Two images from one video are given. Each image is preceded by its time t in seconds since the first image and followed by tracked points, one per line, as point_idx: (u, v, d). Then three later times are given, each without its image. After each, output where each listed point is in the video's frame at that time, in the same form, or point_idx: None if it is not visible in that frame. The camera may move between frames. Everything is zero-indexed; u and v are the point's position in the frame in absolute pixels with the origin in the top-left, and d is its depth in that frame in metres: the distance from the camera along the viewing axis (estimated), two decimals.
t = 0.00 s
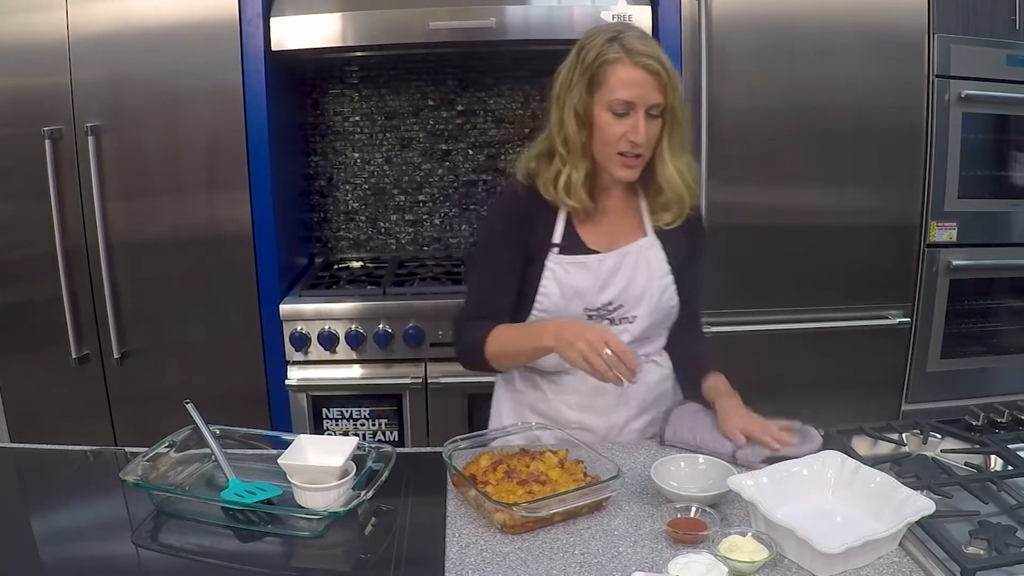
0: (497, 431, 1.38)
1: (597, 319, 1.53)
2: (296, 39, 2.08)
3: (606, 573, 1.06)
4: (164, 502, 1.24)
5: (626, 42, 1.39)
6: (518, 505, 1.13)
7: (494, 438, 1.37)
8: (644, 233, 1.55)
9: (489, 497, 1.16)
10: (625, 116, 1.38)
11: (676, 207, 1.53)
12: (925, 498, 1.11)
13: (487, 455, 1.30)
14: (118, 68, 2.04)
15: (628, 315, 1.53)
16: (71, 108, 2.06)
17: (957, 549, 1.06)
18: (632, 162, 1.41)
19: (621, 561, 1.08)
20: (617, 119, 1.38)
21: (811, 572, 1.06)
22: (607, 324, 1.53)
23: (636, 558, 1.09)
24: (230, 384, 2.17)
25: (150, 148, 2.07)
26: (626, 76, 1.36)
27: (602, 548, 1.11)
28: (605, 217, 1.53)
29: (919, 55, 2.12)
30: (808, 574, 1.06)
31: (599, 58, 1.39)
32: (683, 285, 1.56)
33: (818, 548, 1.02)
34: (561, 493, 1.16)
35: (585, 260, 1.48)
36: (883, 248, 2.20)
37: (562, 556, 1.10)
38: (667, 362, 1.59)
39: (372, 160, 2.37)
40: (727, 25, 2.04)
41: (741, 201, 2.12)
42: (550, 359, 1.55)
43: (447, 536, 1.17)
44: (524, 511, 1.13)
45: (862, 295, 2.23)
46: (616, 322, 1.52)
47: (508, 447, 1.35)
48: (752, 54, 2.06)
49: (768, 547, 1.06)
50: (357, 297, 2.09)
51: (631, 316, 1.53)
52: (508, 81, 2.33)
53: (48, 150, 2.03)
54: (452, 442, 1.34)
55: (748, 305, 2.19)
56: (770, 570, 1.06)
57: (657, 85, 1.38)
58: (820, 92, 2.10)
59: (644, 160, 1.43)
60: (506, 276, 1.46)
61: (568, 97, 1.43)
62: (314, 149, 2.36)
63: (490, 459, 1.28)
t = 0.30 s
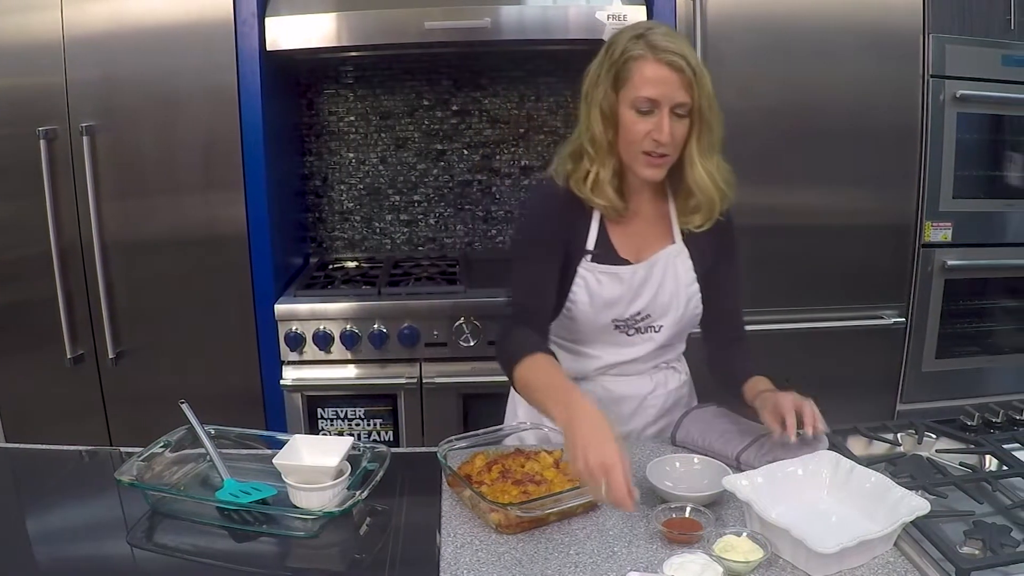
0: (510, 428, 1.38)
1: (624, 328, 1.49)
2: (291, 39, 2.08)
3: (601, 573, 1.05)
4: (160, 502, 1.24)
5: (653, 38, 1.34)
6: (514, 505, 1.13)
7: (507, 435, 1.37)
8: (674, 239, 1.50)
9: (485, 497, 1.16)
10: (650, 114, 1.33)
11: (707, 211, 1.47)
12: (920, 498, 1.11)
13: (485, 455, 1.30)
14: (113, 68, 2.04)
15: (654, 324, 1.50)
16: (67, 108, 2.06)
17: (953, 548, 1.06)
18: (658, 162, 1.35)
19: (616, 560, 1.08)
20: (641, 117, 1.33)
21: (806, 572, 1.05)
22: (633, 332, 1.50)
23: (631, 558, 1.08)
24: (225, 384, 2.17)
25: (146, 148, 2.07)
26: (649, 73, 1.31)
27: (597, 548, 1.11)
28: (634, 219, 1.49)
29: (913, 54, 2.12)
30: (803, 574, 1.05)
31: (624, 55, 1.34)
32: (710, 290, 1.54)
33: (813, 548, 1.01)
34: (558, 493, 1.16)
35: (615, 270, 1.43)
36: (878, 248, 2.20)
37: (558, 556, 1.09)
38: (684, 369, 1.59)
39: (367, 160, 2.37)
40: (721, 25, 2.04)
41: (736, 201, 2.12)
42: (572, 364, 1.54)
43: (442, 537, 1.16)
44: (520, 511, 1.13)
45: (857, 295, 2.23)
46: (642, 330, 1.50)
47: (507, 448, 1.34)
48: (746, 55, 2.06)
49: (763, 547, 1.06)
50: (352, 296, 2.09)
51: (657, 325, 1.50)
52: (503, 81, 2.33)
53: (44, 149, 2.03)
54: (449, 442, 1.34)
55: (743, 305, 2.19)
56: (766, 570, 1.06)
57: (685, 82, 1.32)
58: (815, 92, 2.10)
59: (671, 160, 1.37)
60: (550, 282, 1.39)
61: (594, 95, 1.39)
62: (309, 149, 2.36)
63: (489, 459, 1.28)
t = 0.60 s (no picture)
0: (512, 428, 1.37)
1: (631, 332, 1.47)
2: (286, 39, 2.07)
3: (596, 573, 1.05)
4: (154, 502, 1.24)
5: (659, 39, 1.32)
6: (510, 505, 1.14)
7: (507, 434, 1.37)
8: (682, 242, 1.48)
9: (481, 497, 1.16)
10: (656, 116, 1.30)
11: (717, 215, 1.43)
12: (916, 499, 1.09)
13: (484, 454, 1.30)
14: (108, 68, 2.04)
15: (661, 329, 1.48)
16: (61, 108, 2.05)
17: (947, 548, 1.06)
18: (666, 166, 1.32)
19: (611, 560, 1.08)
20: (647, 119, 1.31)
21: (802, 572, 1.04)
22: (640, 337, 1.49)
23: (626, 558, 1.08)
24: (221, 384, 2.17)
25: (141, 148, 2.07)
26: (654, 74, 1.29)
27: (592, 548, 1.10)
28: (641, 222, 1.47)
29: (908, 54, 2.12)
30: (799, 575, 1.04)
31: (629, 56, 1.32)
32: (720, 292, 1.50)
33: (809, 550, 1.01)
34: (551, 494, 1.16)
35: (622, 274, 1.41)
36: (873, 248, 2.20)
37: (552, 556, 1.09)
38: (689, 372, 1.58)
39: (362, 160, 2.37)
40: (716, 25, 2.04)
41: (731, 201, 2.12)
42: (578, 368, 1.52)
43: (437, 537, 1.16)
44: (516, 511, 1.14)
45: (852, 295, 2.23)
46: (649, 335, 1.48)
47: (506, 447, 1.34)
48: (741, 55, 2.06)
49: (758, 547, 1.06)
50: (346, 296, 2.09)
51: (664, 329, 1.48)
52: (498, 80, 2.33)
53: (38, 149, 2.02)
54: (446, 441, 1.34)
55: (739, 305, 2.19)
56: (760, 570, 1.05)
57: (692, 83, 1.30)
58: (809, 92, 2.10)
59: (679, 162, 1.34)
60: (554, 287, 1.38)
61: (599, 97, 1.37)
62: (304, 149, 2.36)
63: (485, 459, 1.28)
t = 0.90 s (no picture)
0: (506, 428, 1.38)
1: (617, 331, 1.47)
2: (281, 39, 2.08)
3: (591, 573, 1.05)
4: (149, 502, 1.24)
5: (643, 41, 1.31)
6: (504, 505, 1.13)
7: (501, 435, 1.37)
8: (670, 242, 1.49)
9: (476, 497, 1.16)
10: (635, 120, 1.29)
11: (704, 222, 1.44)
12: (925, 511, 1.05)
13: (477, 455, 1.30)
14: (103, 68, 2.04)
15: (648, 329, 1.48)
16: (56, 109, 2.05)
17: (942, 548, 1.06)
18: (645, 169, 1.32)
19: (606, 560, 1.08)
20: (626, 122, 1.30)
21: None
22: (626, 337, 1.48)
23: (621, 558, 1.08)
24: (216, 384, 2.17)
25: (136, 148, 2.07)
26: (635, 77, 1.28)
27: (587, 548, 1.10)
28: (629, 221, 1.48)
29: (903, 55, 2.12)
30: None
31: (613, 59, 1.33)
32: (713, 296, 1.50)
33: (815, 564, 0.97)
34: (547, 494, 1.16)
35: (606, 270, 1.43)
36: (868, 248, 2.20)
37: (547, 556, 1.09)
38: (681, 374, 1.57)
39: (357, 160, 2.37)
40: (710, 25, 2.04)
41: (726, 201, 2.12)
42: (566, 367, 1.51)
43: (432, 537, 1.16)
44: (512, 511, 1.13)
45: (847, 295, 2.23)
46: (635, 335, 1.48)
47: (499, 449, 1.33)
48: (736, 55, 2.06)
49: (754, 547, 1.06)
50: (341, 296, 2.10)
51: (651, 329, 1.48)
52: (493, 80, 2.34)
53: (33, 150, 2.02)
54: (440, 442, 1.34)
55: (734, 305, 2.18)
56: (755, 570, 1.06)
57: (672, 87, 1.29)
58: (805, 92, 2.10)
59: (660, 166, 1.33)
60: (524, 282, 1.44)
61: (586, 98, 1.40)
62: (299, 149, 2.36)
63: (479, 460, 1.27)
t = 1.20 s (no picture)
0: (488, 429, 1.37)
1: (585, 318, 1.48)
2: (276, 39, 2.08)
3: (586, 573, 1.05)
4: (144, 503, 1.24)
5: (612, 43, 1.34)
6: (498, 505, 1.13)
7: (485, 435, 1.37)
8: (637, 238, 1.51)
9: (470, 496, 1.16)
10: (601, 119, 1.33)
11: (669, 224, 1.46)
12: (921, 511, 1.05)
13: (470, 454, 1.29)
14: (98, 68, 2.04)
15: (617, 317, 1.48)
16: (52, 109, 2.05)
17: (938, 548, 1.06)
18: (609, 166, 1.36)
19: (601, 560, 1.08)
20: (592, 121, 1.34)
21: None
22: (595, 325, 1.48)
23: (616, 558, 1.08)
24: (211, 384, 2.17)
25: (131, 148, 2.07)
26: (602, 78, 1.32)
27: (582, 548, 1.10)
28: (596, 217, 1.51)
29: (898, 55, 2.12)
30: None
31: (581, 61, 1.36)
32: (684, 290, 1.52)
33: (811, 565, 0.97)
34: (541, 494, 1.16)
35: (572, 258, 1.47)
36: (864, 248, 2.20)
37: (542, 556, 1.09)
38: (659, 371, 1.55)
39: (351, 160, 2.37)
40: (705, 25, 2.04)
41: (721, 201, 2.12)
42: (539, 357, 1.51)
43: (427, 537, 1.16)
44: (506, 511, 1.13)
45: (843, 295, 2.22)
46: (604, 323, 1.48)
47: (491, 449, 1.33)
48: (731, 55, 2.05)
49: (748, 548, 1.06)
50: (336, 296, 2.09)
51: (620, 319, 1.48)
52: (488, 80, 2.34)
53: (28, 149, 2.02)
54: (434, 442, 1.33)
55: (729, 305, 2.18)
56: (750, 571, 1.05)
57: (638, 89, 1.32)
58: (800, 92, 2.10)
59: (624, 165, 1.37)
60: (492, 274, 1.49)
61: (555, 97, 1.43)
62: (294, 149, 2.36)
63: (472, 459, 1.27)
